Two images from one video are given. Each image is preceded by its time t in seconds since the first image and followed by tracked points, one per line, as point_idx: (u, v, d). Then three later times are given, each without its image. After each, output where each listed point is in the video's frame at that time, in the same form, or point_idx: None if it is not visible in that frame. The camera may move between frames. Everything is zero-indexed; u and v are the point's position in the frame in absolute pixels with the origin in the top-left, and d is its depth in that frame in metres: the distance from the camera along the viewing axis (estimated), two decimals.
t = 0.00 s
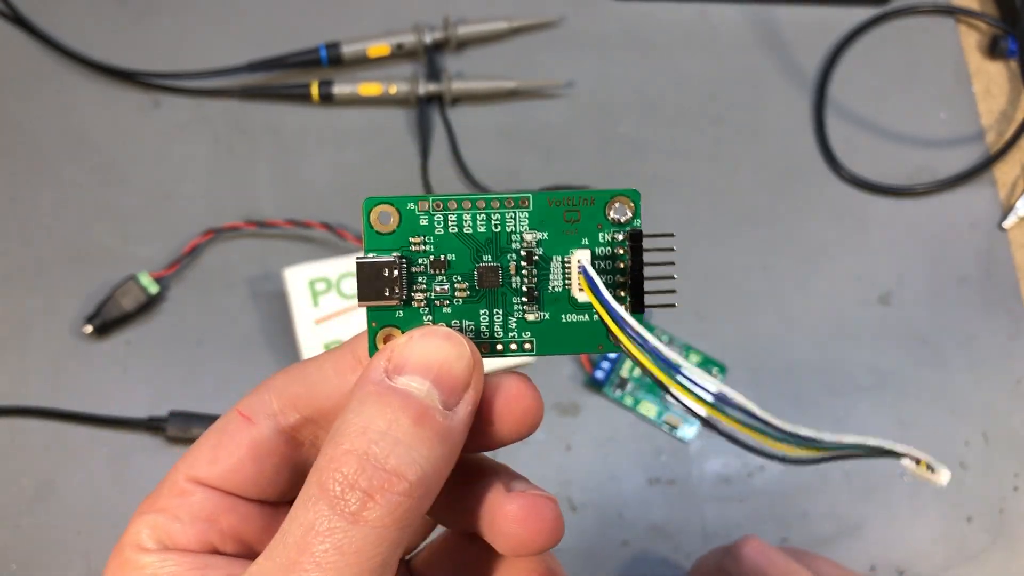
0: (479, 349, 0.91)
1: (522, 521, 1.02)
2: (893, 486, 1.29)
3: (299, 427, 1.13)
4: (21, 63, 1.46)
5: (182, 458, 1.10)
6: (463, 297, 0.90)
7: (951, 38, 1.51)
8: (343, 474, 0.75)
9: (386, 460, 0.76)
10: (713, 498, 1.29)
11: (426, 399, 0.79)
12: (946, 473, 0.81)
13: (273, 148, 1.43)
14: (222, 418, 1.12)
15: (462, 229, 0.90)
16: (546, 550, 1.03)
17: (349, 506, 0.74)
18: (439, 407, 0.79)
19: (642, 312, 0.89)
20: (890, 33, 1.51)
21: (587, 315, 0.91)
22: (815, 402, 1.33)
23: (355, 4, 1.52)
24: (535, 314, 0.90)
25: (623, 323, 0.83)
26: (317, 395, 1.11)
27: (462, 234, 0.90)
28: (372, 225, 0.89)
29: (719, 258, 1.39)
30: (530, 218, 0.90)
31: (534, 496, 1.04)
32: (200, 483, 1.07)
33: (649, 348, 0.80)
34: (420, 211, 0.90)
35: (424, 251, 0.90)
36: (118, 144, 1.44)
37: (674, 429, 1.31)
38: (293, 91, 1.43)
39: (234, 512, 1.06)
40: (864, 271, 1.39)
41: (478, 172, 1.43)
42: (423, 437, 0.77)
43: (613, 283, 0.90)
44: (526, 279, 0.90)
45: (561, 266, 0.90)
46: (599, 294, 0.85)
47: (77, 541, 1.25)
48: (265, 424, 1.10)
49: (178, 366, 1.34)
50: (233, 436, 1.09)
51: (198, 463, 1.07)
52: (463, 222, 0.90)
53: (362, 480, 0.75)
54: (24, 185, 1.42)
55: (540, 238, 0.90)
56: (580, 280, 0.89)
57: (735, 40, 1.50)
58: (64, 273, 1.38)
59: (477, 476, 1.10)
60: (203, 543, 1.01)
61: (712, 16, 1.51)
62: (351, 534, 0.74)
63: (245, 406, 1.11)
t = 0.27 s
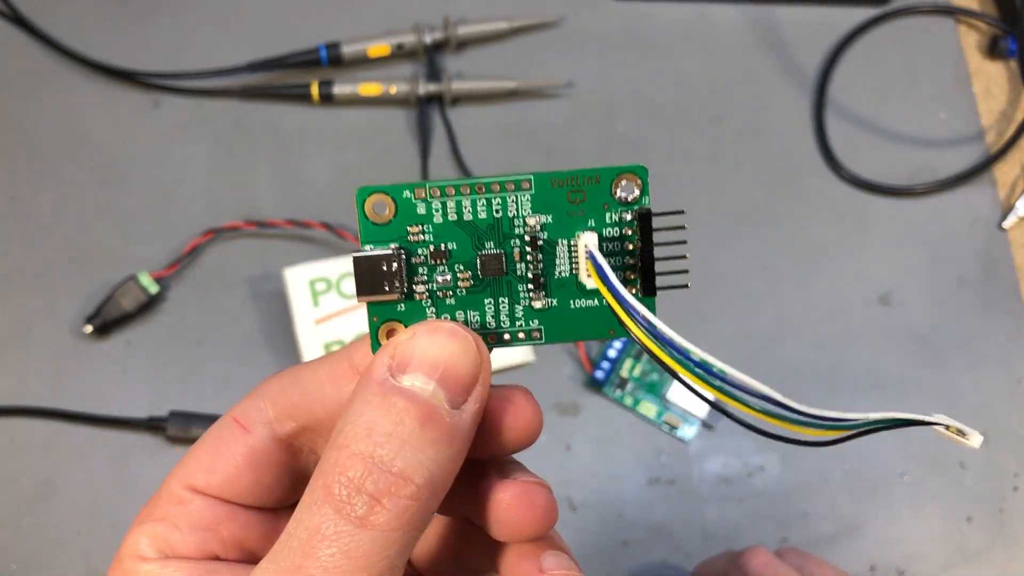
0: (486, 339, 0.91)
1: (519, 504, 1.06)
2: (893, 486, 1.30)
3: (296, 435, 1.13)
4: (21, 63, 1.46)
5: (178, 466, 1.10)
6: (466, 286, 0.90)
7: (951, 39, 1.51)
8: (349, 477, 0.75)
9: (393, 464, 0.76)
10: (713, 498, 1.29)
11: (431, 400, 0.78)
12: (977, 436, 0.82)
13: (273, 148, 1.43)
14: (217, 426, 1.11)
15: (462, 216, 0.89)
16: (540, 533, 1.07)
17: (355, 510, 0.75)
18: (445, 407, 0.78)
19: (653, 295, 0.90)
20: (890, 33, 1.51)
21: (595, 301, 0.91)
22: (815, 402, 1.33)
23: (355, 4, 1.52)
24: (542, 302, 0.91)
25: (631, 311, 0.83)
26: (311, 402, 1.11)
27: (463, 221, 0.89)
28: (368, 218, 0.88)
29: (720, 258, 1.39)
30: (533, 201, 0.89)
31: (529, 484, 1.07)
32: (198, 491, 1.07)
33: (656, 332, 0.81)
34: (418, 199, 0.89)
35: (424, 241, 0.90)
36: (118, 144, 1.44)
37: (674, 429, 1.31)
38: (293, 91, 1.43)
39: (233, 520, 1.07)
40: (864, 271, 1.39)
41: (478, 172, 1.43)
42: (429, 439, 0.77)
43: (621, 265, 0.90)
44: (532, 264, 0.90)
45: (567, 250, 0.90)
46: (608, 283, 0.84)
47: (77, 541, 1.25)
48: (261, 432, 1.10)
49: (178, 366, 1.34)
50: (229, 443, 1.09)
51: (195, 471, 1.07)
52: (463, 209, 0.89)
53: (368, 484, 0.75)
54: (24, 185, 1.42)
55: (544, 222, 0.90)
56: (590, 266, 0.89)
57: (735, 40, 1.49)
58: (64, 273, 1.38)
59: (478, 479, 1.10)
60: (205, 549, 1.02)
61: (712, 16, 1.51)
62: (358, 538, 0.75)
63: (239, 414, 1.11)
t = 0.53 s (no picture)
0: (508, 371, 0.91)
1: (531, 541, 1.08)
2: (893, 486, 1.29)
3: (305, 464, 1.12)
4: (21, 63, 1.46)
5: (182, 488, 1.10)
6: (492, 317, 0.90)
7: (951, 39, 1.51)
8: (365, 509, 0.75)
9: (410, 497, 0.75)
10: (712, 498, 1.29)
11: (452, 433, 0.78)
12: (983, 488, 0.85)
13: (273, 148, 1.43)
14: (225, 450, 1.11)
15: (490, 245, 0.89)
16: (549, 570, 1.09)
17: (368, 542, 0.74)
18: (465, 441, 0.79)
19: (682, 334, 0.89)
20: (890, 33, 1.51)
21: (623, 337, 0.91)
22: (815, 402, 1.33)
23: (355, 4, 1.52)
24: (568, 336, 0.91)
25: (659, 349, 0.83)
26: (324, 433, 1.10)
27: (491, 251, 0.89)
28: (394, 244, 0.88)
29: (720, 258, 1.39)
30: (565, 233, 0.89)
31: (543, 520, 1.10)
32: (202, 517, 1.06)
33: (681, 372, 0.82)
34: (446, 226, 0.89)
35: (450, 269, 0.89)
36: (118, 144, 1.44)
37: (674, 429, 1.31)
38: (293, 91, 1.44)
39: (237, 547, 1.07)
40: (864, 270, 1.39)
41: (477, 172, 1.43)
42: (448, 473, 0.77)
43: (653, 301, 0.90)
44: (560, 298, 0.90)
45: (596, 284, 0.90)
46: (638, 320, 0.85)
47: (77, 541, 1.25)
48: (269, 459, 1.09)
49: (178, 366, 1.34)
50: (236, 471, 1.08)
51: (200, 497, 1.07)
52: (492, 238, 0.89)
53: (384, 516, 0.74)
54: (24, 186, 1.41)
55: (574, 255, 0.90)
56: (620, 303, 0.88)
57: (735, 40, 1.50)
58: (64, 273, 1.38)
59: (492, 515, 1.11)
60: None
61: (712, 16, 1.51)
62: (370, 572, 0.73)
63: (248, 442, 1.09)
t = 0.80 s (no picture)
0: (501, 367, 0.91)
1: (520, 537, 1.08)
2: (893, 486, 1.29)
3: (299, 462, 1.12)
4: (21, 63, 1.46)
5: (175, 483, 1.10)
6: (484, 313, 0.90)
7: (951, 39, 1.51)
8: (354, 502, 0.75)
9: (399, 491, 0.75)
10: (713, 498, 1.29)
11: (442, 428, 0.78)
12: (977, 477, 0.86)
13: (273, 148, 1.43)
14: (218, 445, 1.11)
15: (482, 242, 0.89)
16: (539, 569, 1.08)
17: (357, 535, 0.74)
18: (455, 435, 0.79)
19: (673, 330, 0.89)
20: (890, 34, 1.51)
21: (615, 332, 0.91)
22: (815, 402, 1.33)
23: (355, 4, 1.51)
24: (560, 332, 0.90)
25: (652, 341, 0.83)
26: (317, 431, 1.10)
27: (483, 248, 0.89)
28: (388, 240, 0.89)
29: (720, 258, 1.39)
30: (555, 230, 0.90)
31: (532, 517, 1.10)
32: (194, 512, 1.06)
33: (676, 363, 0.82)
34: (439, 223, 0.89)
35: (444, 265, 0.90)
36: (118, 144, 1.44)
37: (674, 429, 1.31)
38: (293, 91, 1.43)
39: (229, 543, 1.07)
40: (864, 271, 1.39)
41: (477, 172, 1.43)
42: (437, 467, 0.77)
43: (642, 298, 0.90)
44: (551, 294, 0.90)
45: (588, 281, 0.90)
46: (632, 315, 0.85)
47: (77, 541, 1.25)
48: (263, 455, 1.09)
49: (178, 366, 1.34)
50: (229, 465, 1.08)
51: (192, 492, 1.07)
52: (484, 235, 0.89)
53: (373, 510, 0.74)
54: (24, 186, 1.41)
55: (565, 252, 0.90)
56: (610, 298, 0.88)
57: (735, 40, 1.49)
58: (64, 273, 1.38)
59: (481, 512, 1.11)
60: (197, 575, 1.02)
61: (712, 16, 1.51)
62: (357, 565, 0.73)
63: (242, 437, 1.10)
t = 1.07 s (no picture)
0: (495, 361, 0.90)
1: (514, 533, 1.08)
2: (894, 486, 1.29)
3: (294, 459, 1.12)
4: (21, 63, 1.46)
5: (169, 481, 1.09)
6: (476, 307, 0.90)
7: (950, 39, 1.51)
8: (346, 499, 0.75)
9: (391, 488, 0.75)
10: (713, 498, 1.29)
11: (434, 425, 0.78)
12: (981, 464, 0.82)
13: (273, 148, 1.43)
14: (213, 443, 1.10)
15: (474, 236, 0.90)
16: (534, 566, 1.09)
17: (349, 531, 0.74)
18: (448, 432, 0.79)
19: (667, 319, 0.89)
20: (890, 33, 1.51)
21: (609, 324, 0.90)
22: (815, 402, 1.33)
23: (355, 4, 1.51)
24: (553, 324, 0.90)
25: (648, 329, 0.83)
26: (311, 429, 1.10)
27: (474, 241, 0.90)
28: (379, 235, 0.89)
29: (720, 258, 1.39)
30: (546, 222, 0.90)
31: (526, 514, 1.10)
32: (188, 510, 1.05)
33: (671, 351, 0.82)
34: (429, 217, 0.89)
35: (435, 259, 0.90)
36: (118, 144, 1.44)
37: (674, 429, 1.31)
38: (293, 91, 1.43)
39: (223, 541, 1.06)
40: (865, 271, 1.39)
41: (477, 172, 1.43)
42: (429, 464, 0.77)
43: (635, 288, 0.90)
44: (543, 286, 0.90)
45: (579, 272, 0.90)
46: (623, 300, 0.84)
47: (77, 542, 1.25)
48: (257, 453, 1.09)
49: (179, 366, 1.34)
50: (224, 463, 1.08)
51: (187, 490, 1.06)
52: (475, 228, 0.90)
53: (365, 507, 0.75)
54: (24, 186, 1.41)
55: (557, 244, 0.90)
56: (603, 286, 0.88)
57: (735, 41, 1.49)
58: (64, 273, 1.38)
59: (477, 510, 1.11)
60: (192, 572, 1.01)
61: (712, 16, 1.51)
62: (349, 562, 0.74)
63: (236, 435, 1.10)
